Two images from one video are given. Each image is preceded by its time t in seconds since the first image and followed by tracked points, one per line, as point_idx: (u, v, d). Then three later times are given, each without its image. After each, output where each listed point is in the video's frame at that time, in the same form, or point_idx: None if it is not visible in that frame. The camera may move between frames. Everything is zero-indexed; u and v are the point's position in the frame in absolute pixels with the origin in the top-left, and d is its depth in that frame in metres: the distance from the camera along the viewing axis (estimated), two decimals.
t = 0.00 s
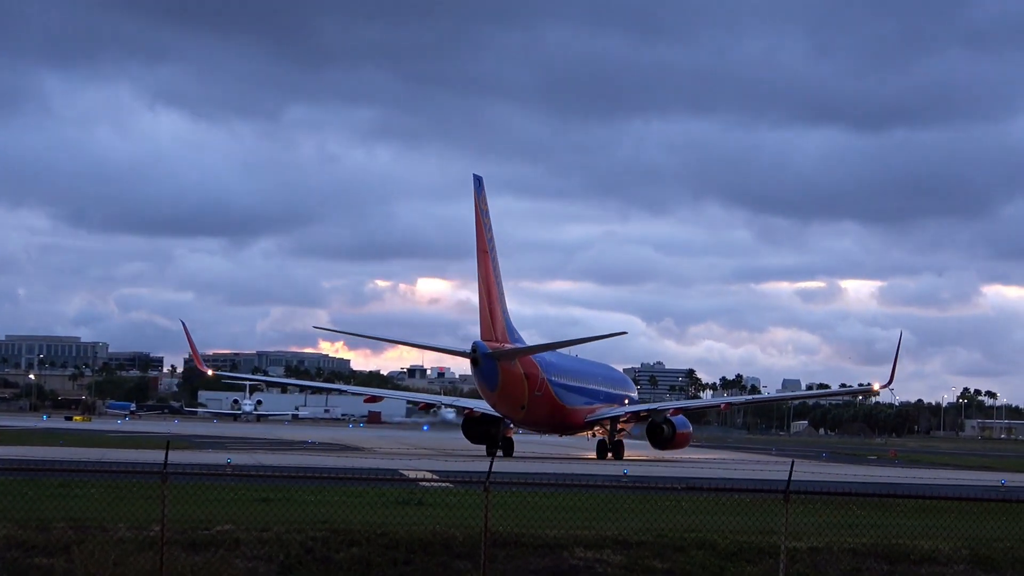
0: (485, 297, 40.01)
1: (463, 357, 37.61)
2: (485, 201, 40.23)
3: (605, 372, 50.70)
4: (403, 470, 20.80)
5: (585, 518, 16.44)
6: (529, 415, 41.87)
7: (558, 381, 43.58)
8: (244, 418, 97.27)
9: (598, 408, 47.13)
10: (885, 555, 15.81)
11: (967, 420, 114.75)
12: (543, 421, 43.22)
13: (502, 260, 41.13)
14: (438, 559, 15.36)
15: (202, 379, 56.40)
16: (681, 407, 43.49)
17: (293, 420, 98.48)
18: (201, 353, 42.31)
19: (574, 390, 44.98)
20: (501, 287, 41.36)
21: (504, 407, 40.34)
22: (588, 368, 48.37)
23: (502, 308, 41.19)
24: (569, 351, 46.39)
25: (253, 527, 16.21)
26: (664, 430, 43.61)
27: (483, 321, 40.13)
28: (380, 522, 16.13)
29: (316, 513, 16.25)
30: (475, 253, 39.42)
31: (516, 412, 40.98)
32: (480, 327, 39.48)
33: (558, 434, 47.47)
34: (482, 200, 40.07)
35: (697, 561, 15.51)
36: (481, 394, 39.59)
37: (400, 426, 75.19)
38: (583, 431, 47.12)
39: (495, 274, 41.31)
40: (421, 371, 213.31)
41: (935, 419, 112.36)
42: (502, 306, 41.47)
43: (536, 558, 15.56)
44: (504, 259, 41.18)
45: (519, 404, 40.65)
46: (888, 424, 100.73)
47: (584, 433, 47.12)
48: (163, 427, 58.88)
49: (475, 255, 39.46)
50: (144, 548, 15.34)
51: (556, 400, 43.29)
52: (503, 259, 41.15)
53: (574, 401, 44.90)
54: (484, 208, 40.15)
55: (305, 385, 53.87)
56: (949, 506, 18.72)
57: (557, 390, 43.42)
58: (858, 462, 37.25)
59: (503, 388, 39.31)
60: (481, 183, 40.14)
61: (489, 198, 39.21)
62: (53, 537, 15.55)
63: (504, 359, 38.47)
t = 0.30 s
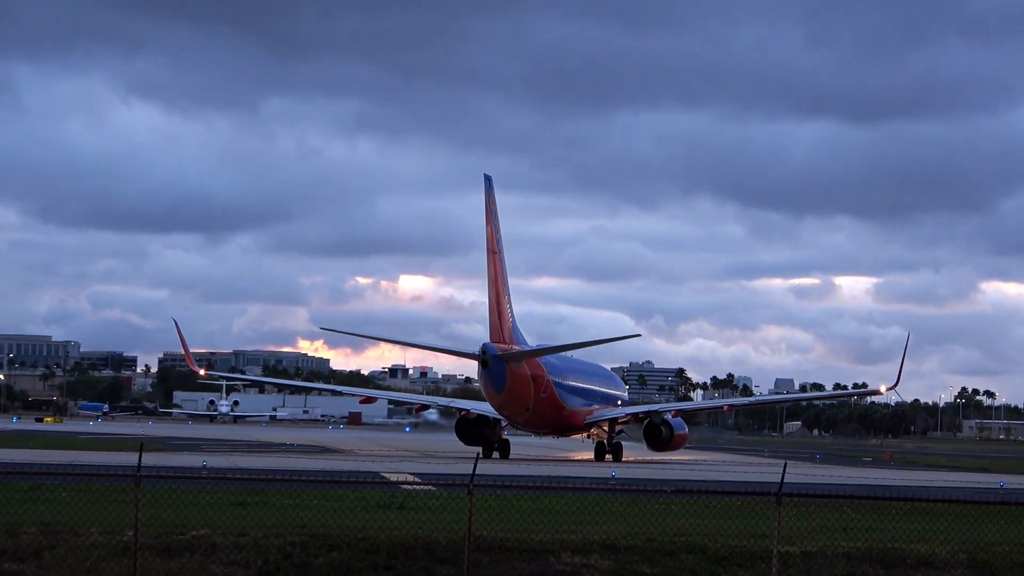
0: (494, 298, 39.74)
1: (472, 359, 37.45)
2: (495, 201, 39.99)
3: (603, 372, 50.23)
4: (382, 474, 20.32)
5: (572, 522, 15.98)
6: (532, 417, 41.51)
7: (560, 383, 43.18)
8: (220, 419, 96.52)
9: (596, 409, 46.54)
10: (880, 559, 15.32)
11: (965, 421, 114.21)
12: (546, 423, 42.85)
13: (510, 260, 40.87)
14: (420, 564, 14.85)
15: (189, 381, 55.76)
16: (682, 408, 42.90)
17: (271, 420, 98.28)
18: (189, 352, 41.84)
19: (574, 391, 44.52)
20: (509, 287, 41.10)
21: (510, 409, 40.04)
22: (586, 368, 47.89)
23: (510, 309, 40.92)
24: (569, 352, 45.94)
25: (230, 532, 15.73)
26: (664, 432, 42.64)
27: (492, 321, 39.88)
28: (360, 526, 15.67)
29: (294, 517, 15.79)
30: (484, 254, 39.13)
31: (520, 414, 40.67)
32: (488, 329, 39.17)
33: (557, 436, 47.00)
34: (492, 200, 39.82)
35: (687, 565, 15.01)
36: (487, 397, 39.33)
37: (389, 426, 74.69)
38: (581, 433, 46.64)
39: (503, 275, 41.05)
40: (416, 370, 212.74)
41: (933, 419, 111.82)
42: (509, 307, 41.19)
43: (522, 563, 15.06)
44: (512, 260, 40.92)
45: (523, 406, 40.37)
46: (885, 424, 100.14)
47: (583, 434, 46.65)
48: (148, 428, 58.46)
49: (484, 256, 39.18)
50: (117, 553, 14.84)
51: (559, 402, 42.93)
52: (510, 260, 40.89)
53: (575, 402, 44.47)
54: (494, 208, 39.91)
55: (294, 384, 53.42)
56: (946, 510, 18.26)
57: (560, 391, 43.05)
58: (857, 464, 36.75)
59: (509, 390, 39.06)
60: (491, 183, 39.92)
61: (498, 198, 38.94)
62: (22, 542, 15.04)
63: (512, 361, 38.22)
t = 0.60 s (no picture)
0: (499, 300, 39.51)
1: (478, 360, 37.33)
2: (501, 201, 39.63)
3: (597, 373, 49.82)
4: (361, 476, 19.89)
5: (556, 526, 15.55)
6: (533, 418, 41.12)
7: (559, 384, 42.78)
8: (193, 420, 95.76)
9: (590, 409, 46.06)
10: (873, 563, 14.86)
11: (961, 422, 113.82)
12: (547, 425, 42.46)
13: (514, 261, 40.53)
14: (399, 569, 14.36)
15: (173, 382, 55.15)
16: (677, 409, 42.42)
17: (245, 421, 98.01)
18: (176, 351, 41.39)
19: (572, 391, 44.08)
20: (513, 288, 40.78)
21: (512, 410, 39.69)
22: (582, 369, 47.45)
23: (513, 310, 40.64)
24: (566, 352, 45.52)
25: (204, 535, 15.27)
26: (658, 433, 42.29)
27: (499, 323, 39.80)
28: (337, 530, 15.22)
29: (270, 521, 15.33)
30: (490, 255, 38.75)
31: (521, 415, 40.33)
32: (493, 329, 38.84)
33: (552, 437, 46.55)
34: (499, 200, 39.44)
35: (674, 570, 14.56)
36: (489, 398, 39.06)
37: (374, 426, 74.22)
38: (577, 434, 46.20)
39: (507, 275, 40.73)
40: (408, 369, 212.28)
41: (928, 420, 111.42)
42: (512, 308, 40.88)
43: (504, 568, 14.59)
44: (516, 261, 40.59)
45: (525, 408, 40.05)
46: (877, 425, 99.81)
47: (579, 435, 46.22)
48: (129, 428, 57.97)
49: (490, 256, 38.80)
50: (86, 557, 14.36)
51: (560, 403, 42.55)
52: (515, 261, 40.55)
53: (574, 403, 44.05)
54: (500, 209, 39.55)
55: (280, 384, 52.93)
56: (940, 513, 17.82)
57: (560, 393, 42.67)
58: (851, 466, 36.31)
59: (513, 392, 38.80)
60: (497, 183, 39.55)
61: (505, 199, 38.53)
62: None
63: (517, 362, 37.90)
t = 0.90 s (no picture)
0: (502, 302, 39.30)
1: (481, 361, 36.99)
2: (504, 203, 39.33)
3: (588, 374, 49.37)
4: (337, 478, 19.49)
5: (539, 530, 15.12)
6: (532, 419, 40.68)
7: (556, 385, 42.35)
8: (164, 419, 95.19)
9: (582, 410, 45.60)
10: (864, 568, 14.42)
11: (956, 424, 113.31)
12: (544, 427, 42.02)
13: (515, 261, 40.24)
14: (377, 573, 13.88)
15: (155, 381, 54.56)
16: (671, 410, 41.96)
17: (217, 421, 97.49)
18: (163, 349, 40.88)
19: (566, 392, 43.63)
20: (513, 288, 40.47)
21: (512, 411, 39.24)
22: (574, 370, 47.03)
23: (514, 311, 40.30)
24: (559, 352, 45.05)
25: (176, 538, 14.82)
26: (651, 435, 41.80)
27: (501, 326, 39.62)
28: (314, 534, 14.77)
29: (244, 524, 14.90)
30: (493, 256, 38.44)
31: (520, 416, 39.88)
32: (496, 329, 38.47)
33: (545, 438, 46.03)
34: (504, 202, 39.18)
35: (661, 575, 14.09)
36: (489, 399, 38.63)
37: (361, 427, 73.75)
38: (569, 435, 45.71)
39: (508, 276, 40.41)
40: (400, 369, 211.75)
41: (922, 422, 110.93)
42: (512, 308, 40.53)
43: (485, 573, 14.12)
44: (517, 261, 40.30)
45: (525, 410, 39.60)
46: (869, 427, 99.63)
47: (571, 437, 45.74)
48: (111, 427, 57.31)
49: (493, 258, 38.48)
50: (54, 560, 13.88)
51: (558, 405, 42.12)
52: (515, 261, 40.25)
53: (568, 404, 43.58)
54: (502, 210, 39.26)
55: (267, 382, 52.47)
56: (936, 518, 17.46)
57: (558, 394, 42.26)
58: (845, 469, 35.94)
59: (514, 394, 38.38)
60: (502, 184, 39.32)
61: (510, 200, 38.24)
62: None
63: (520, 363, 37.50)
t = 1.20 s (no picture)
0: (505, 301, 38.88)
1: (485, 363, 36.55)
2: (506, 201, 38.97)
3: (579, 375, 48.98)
4: (316, 480, 19.10)
5: (524, 534, 14.70)
6: (530, 420, 40.23)
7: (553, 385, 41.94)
8: (137, 417, 94.78)
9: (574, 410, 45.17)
10: (858, 570, 13.99)
11: (952, 424, 113.03)
12: (540, 428, 41.61)
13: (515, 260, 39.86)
14: None
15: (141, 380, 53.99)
16: (664, 411, 41.55)
17: (191, 421, 96.65)
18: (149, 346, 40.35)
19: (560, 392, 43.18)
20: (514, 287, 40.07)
21: (512, 411, 38.78)
22: (566, 370, 46.60)
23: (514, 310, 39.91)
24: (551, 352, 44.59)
25: (149, 540, 14.38)
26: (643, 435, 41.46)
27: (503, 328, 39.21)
28: (291, 536, 14.34)
29: (219, 527, 14.48)
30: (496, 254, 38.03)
31: (519, 417, 39.43)
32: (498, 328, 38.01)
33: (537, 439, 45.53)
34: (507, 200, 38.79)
35: None
36: (489, 399, 38.20)
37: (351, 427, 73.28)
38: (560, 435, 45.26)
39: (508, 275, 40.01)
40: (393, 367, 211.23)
41: (919, 422, 110.50)
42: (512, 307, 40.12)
43: None
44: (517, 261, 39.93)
45: (525, 410, 39.18)
46: (864, 427, 99.24)
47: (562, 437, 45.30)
48: (94, 426, 56.80)
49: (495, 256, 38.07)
50: (22, 562, 13.39)
51: (555, 406, 41.72)
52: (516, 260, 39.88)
53: (563, 404, 43.14)
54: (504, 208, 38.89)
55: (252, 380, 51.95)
56: (933, 522, 17.10)
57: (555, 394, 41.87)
58: (839, 470, 35.57)
59: (515, 394, 38.00)
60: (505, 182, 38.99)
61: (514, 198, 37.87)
62: None
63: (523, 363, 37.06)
